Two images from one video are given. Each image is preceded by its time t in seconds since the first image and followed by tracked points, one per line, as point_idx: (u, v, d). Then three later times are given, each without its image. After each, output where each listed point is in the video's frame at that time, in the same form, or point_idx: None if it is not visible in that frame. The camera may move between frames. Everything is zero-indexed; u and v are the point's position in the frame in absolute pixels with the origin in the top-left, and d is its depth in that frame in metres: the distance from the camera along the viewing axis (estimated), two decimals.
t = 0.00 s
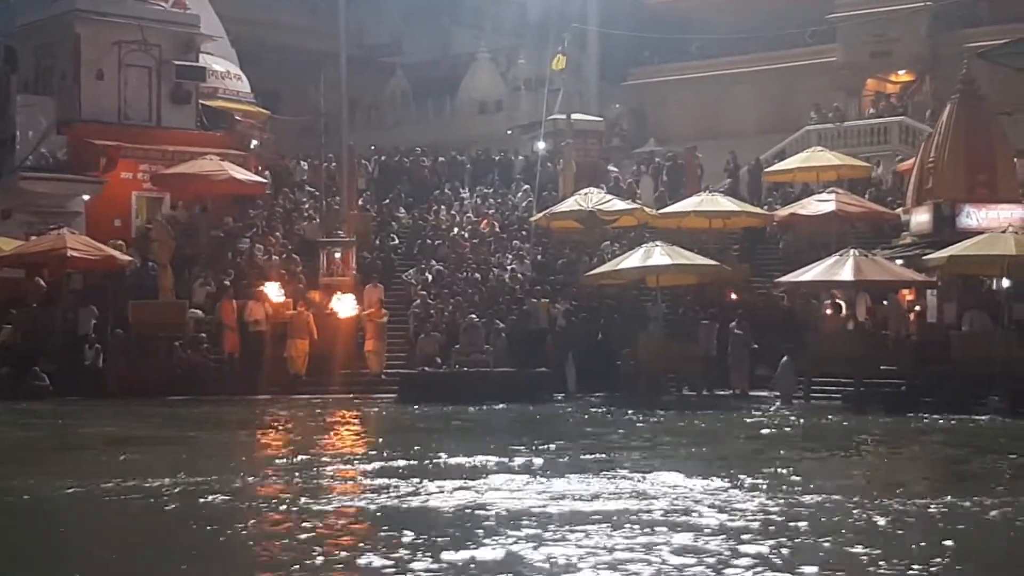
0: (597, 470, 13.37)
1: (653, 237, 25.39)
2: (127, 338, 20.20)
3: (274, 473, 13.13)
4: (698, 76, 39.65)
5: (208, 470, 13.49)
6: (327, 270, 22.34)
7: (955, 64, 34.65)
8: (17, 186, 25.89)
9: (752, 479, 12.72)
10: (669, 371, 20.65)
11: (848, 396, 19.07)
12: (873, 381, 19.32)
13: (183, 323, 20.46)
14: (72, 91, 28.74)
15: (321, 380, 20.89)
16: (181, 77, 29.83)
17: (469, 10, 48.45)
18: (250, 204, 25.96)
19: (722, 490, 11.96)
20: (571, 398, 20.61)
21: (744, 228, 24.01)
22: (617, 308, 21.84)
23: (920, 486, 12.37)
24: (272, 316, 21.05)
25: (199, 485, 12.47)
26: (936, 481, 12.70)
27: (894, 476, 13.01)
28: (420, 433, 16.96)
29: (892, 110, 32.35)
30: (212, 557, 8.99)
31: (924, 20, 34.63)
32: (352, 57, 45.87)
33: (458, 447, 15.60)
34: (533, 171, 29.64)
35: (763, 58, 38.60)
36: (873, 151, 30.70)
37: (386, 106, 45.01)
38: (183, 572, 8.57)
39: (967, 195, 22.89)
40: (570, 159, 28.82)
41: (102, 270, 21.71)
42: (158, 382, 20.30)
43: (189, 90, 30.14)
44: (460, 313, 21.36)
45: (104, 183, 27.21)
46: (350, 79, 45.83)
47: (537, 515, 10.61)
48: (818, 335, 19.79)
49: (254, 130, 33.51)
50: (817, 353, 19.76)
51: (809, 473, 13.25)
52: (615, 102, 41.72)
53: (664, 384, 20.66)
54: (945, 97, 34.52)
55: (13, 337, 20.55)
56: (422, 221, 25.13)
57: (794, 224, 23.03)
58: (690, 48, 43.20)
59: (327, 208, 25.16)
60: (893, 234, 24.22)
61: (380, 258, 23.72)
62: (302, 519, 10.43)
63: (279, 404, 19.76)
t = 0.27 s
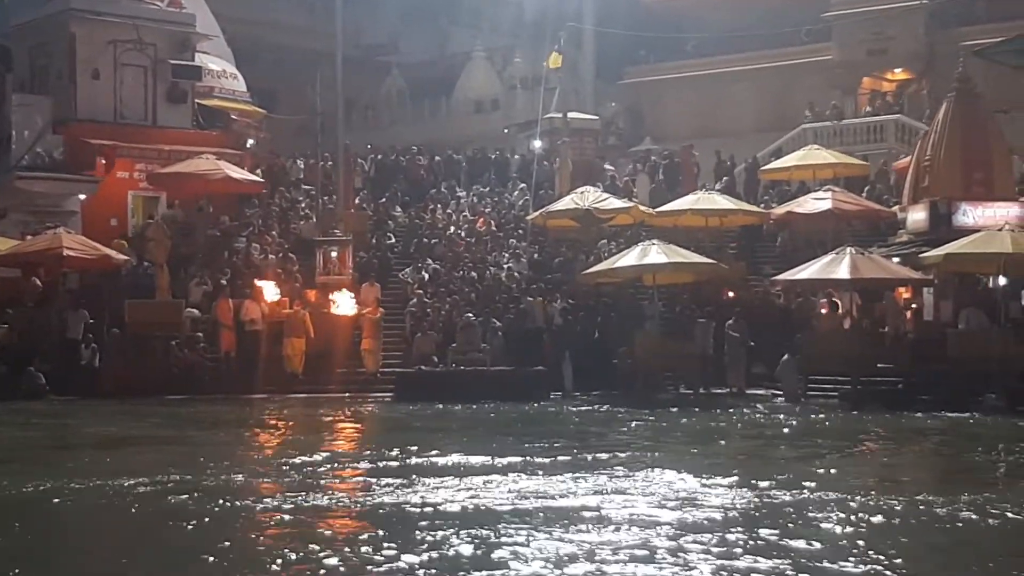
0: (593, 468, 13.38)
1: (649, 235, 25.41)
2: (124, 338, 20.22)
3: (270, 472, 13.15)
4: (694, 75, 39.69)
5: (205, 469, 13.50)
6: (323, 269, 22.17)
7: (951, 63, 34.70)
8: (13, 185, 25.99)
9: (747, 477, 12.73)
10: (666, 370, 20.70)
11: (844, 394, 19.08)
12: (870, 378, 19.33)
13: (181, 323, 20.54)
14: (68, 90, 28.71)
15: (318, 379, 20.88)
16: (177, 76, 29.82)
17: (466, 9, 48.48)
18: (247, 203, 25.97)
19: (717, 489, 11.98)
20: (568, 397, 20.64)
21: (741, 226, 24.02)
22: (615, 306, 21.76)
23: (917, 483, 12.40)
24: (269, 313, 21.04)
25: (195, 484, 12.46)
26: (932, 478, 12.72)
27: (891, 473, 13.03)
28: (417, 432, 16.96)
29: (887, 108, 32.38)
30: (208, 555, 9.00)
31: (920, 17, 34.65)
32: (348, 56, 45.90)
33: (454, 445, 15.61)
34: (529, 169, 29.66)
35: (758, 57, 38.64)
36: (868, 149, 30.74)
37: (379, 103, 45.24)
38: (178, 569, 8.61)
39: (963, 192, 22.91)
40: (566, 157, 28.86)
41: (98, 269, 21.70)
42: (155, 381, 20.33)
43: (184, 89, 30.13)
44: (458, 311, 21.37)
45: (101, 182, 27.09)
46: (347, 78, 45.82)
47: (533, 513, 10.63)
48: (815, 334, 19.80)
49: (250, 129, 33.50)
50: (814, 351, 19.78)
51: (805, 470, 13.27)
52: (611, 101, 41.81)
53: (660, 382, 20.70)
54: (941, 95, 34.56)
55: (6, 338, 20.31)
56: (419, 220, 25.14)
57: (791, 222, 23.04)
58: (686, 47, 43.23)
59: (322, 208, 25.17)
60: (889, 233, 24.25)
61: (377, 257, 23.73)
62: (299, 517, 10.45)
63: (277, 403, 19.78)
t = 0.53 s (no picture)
0: (591, 467, 13.38)
1: (647, 234, 25.40)
2: (121, 338, 20.16)
3: (266, 472, 13.15)
4: (691, 73, 39.69)
5: (201, 469, 13.50)
6: (321, 269, 22.31)
7: (949, 61, 34.70)
8: (10, 185, 26.12)
9: (744, 476, 12.71)
10: (663, 370, 20.75)
11: (843, 393, 19.06)
12: (868, 378, 19.31)
13: (178, 322, 20.50)
14: (65, 90, 28.73)
15: (316, 379, 20.88)
16: (174, 75, 29.84)
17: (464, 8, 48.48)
18: (244, 203, 25.97)
19: (714, 487, 11.95)
20: (565, 396, 20.58)
21: (739, 225, 24.01)
22: (614, 305, 21.71)
23: (914, 481, 12.38)
24: (266, 314, 21.05)
25: (191, 484, 12.45)
26: (929, 476, 12.70)
27: (888, 472, 13.01)
28: (415, 432, 16.94)
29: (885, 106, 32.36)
30: (199, 555, 9.01)
31: (917, 15, 34.61)
32: (346, 55, 45.83)
33: (452, 445, 15.60)
34: (527, 169, 29.63)
35: (755, 55, 38.64)
36: (866, 148, 30.75)
37: (376, 102, 45.25)
38: (165, 569, 8.61)
39: (961, 191, 22.91)
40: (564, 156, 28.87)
41: (98, 270, 21.67)
42: (152, 381, 20.30)
43: (182, 89, 30.15)
44: (455, 310, 21.36)
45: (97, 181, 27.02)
46: (344, 78, 45.81)
47: (527, 512, 10.62)
48: (813, 333, 19.78)
49: (248, 128, 33.50)
50: (812, 350, 19.76)
51: (803, 469, 13.25)
52: (608, 99, 41.84)
53: (658, 381, 20.72)
54: (939, 93, 34.55)
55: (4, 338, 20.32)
56: (416, 219, 25.13)
57: (788, 221, 23.04)
58: (683, 46, 43.18)
59: (320, 207, 25.15)
60: (887, 231, 24.25)
61: (375, 256, 23.73)
62: (293, 517, 10.44)
63: (275, 402, 19.76)
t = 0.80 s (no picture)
0: (589, 467, 13.37)
1: (645, 234, 25.41)
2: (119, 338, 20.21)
3: (265, 472, 13.16)
4: (688, 74, 39.73)
5: (200, 469, 13.50)
6: (318, 270, 22.39)
7: (946, 61, 34.72)
8: (8, 186, 25.92)
9: (742, 476, 12.70)
10: (661, 369, 20.78)
11: (841, 393, 19.05)
12: (866, 377, 19.30)
13: (176, 323, 20.51)
14: (62, 91, 28.72)
15: (314, 379, 20.90)
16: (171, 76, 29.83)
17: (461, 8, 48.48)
18: (242, 203, 25.96)
19: (712, 487, 11.95)
20: (563, 396, 20.55)
21: (736, 224, 24.02)
22: (612, 304, 21.69)
23: (913, 481, 12.38)
24: (264, 314, 21.04)
25: (189, 485, 12.44)
26: (928, 476, 12.70)
27: (887, 472, 13.01)
28: (413, 432, 16.94)
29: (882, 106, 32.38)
30: (196, 555, 9.00)
31: (914, 16, 34.62)
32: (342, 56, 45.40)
33: (450, 445, 15.61)
34: (524, 169, 29.62)
35: (752, 55, 38.67)
36: (863, 147, 30.77)
37: (374, 103, 45.28)
38: (161, 569, 8.59)
39: (958, 191, 22.91)
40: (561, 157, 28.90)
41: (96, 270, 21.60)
42: (149, 382, 20.28)
43: (179, 89, 30.14)
44: (453, 310, 21.38)
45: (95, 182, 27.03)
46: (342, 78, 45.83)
47: (526, 511, 10.61)
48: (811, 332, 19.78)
49: (244, 129, 33.50)
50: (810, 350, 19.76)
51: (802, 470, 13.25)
52: (606, 100, 41.85)
53: (656, 381, 20.75)
54: (936, 93, 34.58)
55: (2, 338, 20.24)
56: (414, 220, 25.12)
57: (786, 221, 23.04)
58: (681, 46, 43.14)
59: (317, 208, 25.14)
60: (884, 231, 24.26)
61: (372, 257, 23.74)
62: (291, 517, 10.43)
63: (272, 403, 19.75)
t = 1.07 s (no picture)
0: (588, 466, 13.37)
1: (643, 233, 25.43)
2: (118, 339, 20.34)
3: (266, 472, 13.15)
4: (686, 73, 39.74)
5: (199, 470, 13.48)
6: (317, 269, 22.43)
7: (944, 60, 34.72)
8: (6, 185, 25.93)
9: (742, 476, 12.68)
10: (660, 368, 20.73)
11: (839, 392, 19.07)
12: (864, 376, 19.32)
13: (174, 322, 20.57)
14: (61, 91, 28.69)
15: (312, 379, 20.89)
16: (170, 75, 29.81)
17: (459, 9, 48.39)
18: (240, 202, 25.97)
19: (713, 487, 11.92)
20: (562, 396, 20.58)
21: (735, 224, 24.02)
22: (610, 303, 21.68)
23: (912, 481, 12.36)
24: (262, 314, 21.02)
25: (191, 485, 12.41)
26: (927, 476, 12.70)
27: (886, 472, 13.01)
28: (412, 432, 16.94)
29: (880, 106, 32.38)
30: (196, 556, 8.98)
31: (912, 15, 34.62)
32: (342, 55, 45.75)
33: (451, 445, 15.62)
34: (522, 169, 29.63)
35: (750, 54, 38.65)
36: (862, 147, 30.77)
37: (372, 103, 45.40)
38: (161, 569, 8.58)
39: (957, 190, 22.91)
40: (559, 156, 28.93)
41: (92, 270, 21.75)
42: (146, 383, 20.23)
43: (177, 89, 30.12)
44: (451, 309, 21.41)
45: (93, 182, 27.07)
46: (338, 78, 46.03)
47: (525, 512, 10.58)
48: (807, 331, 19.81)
49: (242, 128, 33.52)
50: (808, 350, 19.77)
51: (802, 469, 13.25)
52: (603, 99, 41.90)
53: (655, 380, 20.74)
54: (934, 92, 34.58)
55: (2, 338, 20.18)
56: (412, 219, 25.12)
57: (784, 220, 23.05)
58: (679, 45, 43.10)
59: (317, 208, 25.14)
60: (883, 230, 24.27)
61: (371, 256, 23.75)
62: (290, 518, 10.39)
63: (271, 403, 19.76)
